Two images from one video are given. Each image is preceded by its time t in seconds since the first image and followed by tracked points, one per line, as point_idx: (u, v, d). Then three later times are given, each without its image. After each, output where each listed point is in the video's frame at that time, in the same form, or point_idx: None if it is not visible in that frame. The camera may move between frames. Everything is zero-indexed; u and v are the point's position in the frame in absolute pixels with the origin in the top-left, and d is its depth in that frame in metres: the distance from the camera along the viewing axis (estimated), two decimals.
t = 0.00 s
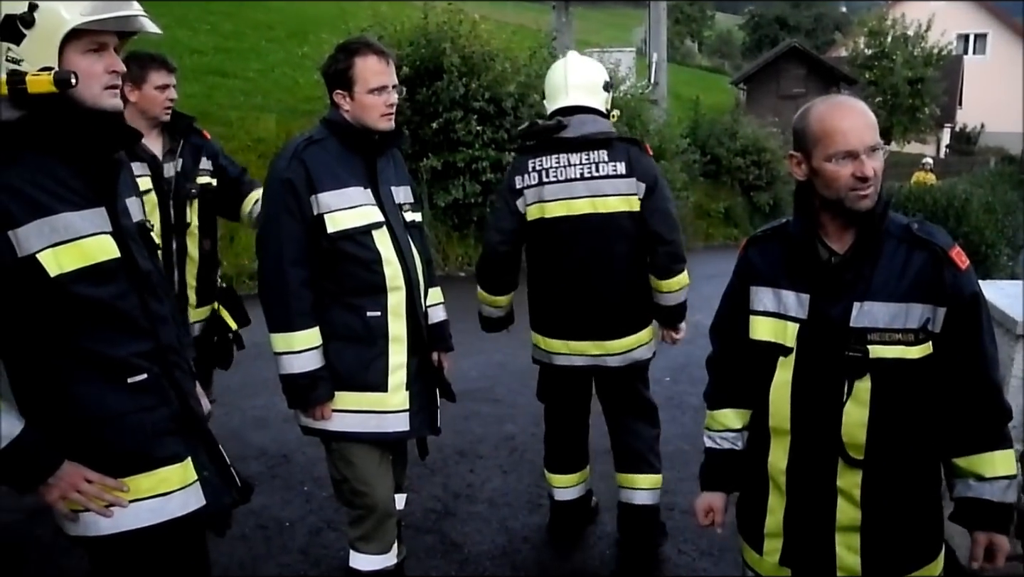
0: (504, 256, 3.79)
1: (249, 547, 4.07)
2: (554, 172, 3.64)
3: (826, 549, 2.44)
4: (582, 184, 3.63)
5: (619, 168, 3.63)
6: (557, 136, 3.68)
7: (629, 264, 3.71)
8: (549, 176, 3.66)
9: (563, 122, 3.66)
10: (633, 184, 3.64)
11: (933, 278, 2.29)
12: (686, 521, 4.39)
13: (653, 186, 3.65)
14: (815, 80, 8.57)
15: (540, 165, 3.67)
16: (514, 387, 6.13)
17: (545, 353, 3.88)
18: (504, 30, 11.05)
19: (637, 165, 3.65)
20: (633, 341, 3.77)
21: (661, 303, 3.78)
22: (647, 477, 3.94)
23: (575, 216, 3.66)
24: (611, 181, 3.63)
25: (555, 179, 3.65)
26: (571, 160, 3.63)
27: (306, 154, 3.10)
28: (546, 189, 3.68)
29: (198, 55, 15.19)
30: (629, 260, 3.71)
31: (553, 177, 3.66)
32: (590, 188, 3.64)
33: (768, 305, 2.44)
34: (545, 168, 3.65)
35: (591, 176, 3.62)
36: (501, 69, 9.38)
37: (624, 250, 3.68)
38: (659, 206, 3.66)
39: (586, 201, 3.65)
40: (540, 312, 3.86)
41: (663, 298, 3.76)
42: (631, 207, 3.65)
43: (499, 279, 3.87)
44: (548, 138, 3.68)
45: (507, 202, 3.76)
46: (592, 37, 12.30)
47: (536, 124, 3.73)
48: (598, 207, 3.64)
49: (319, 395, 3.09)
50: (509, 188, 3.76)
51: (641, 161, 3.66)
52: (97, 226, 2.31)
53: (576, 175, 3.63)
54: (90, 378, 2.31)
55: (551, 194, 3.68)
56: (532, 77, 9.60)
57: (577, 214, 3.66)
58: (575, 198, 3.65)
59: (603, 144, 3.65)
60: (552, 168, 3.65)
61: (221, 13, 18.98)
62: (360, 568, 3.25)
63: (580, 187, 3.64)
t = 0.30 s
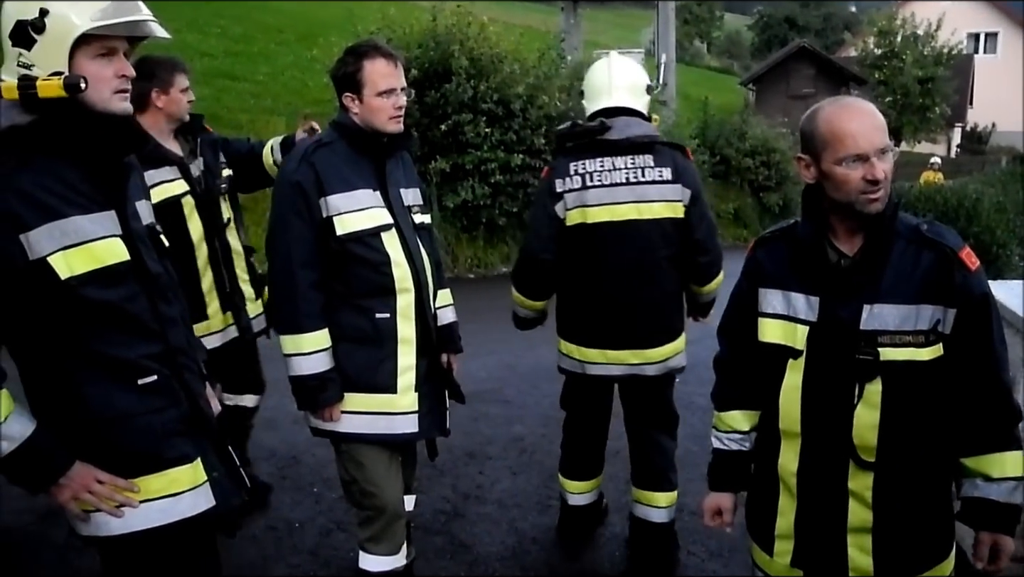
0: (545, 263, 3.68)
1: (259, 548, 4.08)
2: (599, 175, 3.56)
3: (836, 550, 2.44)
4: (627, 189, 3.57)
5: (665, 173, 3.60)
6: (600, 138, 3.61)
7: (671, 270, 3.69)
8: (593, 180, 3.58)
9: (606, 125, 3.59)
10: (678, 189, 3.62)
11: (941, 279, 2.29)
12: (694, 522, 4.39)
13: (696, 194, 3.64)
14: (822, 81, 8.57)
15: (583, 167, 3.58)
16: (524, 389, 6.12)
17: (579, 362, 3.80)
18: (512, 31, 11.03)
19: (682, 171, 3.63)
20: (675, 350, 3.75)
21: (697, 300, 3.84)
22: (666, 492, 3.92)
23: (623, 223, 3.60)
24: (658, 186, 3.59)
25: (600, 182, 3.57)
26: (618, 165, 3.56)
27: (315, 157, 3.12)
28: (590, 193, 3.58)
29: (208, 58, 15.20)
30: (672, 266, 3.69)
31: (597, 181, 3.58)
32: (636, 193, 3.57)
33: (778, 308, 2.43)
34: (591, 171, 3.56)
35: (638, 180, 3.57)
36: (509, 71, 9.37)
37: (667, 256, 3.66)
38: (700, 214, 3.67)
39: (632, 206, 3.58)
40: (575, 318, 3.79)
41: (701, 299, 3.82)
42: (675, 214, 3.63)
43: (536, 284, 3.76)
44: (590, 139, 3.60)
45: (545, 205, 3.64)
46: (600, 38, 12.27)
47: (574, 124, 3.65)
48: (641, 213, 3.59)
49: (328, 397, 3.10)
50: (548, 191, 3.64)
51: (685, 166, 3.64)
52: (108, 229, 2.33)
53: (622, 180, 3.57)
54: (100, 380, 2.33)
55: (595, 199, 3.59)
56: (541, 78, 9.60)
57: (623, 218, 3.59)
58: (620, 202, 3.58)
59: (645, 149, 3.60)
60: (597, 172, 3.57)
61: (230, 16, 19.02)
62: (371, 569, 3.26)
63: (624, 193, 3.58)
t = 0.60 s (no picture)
0: (584, 267, 3.56)
1: (270, 547, 4.10)
2: (642, 178, 3.48)
3: (850, 557, 2.44)
4: (668, 193, 3.49)
5: (708, 181, 3.54)
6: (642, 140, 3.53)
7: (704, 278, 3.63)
8: (637, 181, 3.48)
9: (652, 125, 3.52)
10: (719, 199, 3.57)
11: (960, 286, 2.29)
12: (705, 528, 4.38)
13: (735, 203, 3.60)
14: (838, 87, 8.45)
15: (627, 169, 3.48)
16: (535, 393, 6.13)
17: (608, 369, 3.71)
18: (527, 35, 11.03)
19: (723, 181, 3.58)
20: (704, 358, 3.69)
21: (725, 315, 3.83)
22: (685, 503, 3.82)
23: (666, 228, 3.51)
24: (699, 193, 3.53)
25: (643, 185, 3.48)
26: (661, 169, 3.49)
27: (332, 159, 3.14)
28: (632, 196, 3.48)
29: (225, 60, 15.14)
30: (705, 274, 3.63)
31: (640, 183, 3.48)
32: (678, 199, 3.50)
33: (796, 314, 2.43)
34: (634, 173, 3.48)
35: (678, 186, 3.50)
36: (524, 74, 9.40)
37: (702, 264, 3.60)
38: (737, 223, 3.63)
39: (673, 211, 3.50)
40: (608, 324, 3.70)
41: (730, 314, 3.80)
42: (714, 222, 3.57)
43: (573, 288, 3.62)
44: (636, 140, 3.53)
45: (586, 205, 3.53)
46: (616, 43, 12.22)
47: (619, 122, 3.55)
48: (682, 219, 3.52)
49: (342, 397, 3.12)
50: (589, 191, 3.53)
51: (727, 177, 3.60)
52: (125, 228, 2.35)
53: (665, 184, 3.49)
54: (115, 377, 2.35)
55: (636, 202, 3.49)
56: (555, 82, 9.63)
57: (664, 224, 3.51)
58: (662, 208, 3.50)
59: (687, 154, 3.55)
60: (642, 174, 3.49)
61: (246, 18, 19.12)
62: (381, 569, 3.28)
63: (665, 198, 3.50)
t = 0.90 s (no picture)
0: (616, 269, 3.53)
1: (294, 549, 4.12)
2: (676, 180, 3.47)
3: (880, 564, 2.42)
4: (701, 196, 3.48)
5: (740, 185, 3.54)
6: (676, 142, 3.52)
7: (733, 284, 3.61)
8: (670, 183, 3.47)
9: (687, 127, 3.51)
10: (750, 203, 3.56)
11: (993, 291, 2.29)
12: (729, 532, 4.36)
13: (766, 208, 3.61)
14: (863, 88, 8.39)
15: (660, 172, 3.47)
16: (557, 396, 6.12)
17: (637, 377, 3.67)
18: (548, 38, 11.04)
19: (754, 185, 3.58)
20: (732, 364, 3.69)
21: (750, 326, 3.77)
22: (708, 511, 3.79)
23: (698, 231, 3.50)
24: (731, 197, 3.52)
25: (677, 188, 3.47)
26: (695, 171, 3.49)
27: (354, 162, 3.15)
28: (665, 198, 3.47)
29: (247, 64, 15.18)
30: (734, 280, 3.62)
31: (673, 186, 3.47)
32: (708, 203, 3.49)
33: (826, 319, 2.40)
34: (668, 176, 3.47)
35: (712, 189, 3.49)
36: (546, 78, 9.41)
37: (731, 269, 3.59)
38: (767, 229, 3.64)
39: (704, 214, 3.49)
40: (637, 331, 3.66)
41: (755, 324, 3.76)
42: (746, 226, 3.57)
43: (597, 289, 3.59)
44: (670, 143, 3.52)
45: (617, 206, 3.50)
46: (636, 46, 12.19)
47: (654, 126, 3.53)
48: (714, 222, 3.51)
49: (365, 401, 3.13)
50: (621, 192, 3.51)
51: (757, 182, 3.60)
52: (152, 231, 2.37)
53: (698, 187, 3.48)
54: (140, 379, 2.37)
55: (669, 204, 3.48)
56: (576, 85, 9.64)
57: (696, 227, 3.49)
58: (695, 211, 3.49)
59: (719, 157, 3.55)
60: (676, 177, 3.48)
61: (267, 23, 19.25)
62: (404, 571, 3.29)
63: (696, 201, 3.49)
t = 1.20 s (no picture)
0: (640, 268, 3.52)
1: (313, 543, 4.15)
2: (698, 178, 3.45)
3: (900, 563, 2.41)
4: (722, 194, 3.47)
5: (762, 182, 3.53)
6: (697, 139, 3.50)
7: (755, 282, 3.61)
8: (692, 182, 3.45)
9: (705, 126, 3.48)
10: (772, 200, 3.55)
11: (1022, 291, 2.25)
12: (748, 530, 4.35)
13: (788, 206, 3.59)
14: (883, 84, 9.25)
15: (682, 170, 3.45)
16: (575, 393, 6.12)
17: (658, 375, 3.66)
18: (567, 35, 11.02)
19: (776, 181, 3.57)
20: (754, 361, 3.70)
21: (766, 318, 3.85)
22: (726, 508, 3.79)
23: (721, 228, 3.48)
24: (752, 194, 3.51)
25: (699, 186, 3.45)
26: (716, 170, 3.47)
27: (373, 159, 3.16)
28: (687, 197, 3.45)
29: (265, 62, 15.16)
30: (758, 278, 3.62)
31: (696, 184, 3.45)
32: (729, 201, 3.47)
33: (850, 316, 2.41)
34: (690, 174, 3.45)
35: (733, 186, 3.48)
36: (564, 75, 9.39)
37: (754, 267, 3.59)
38: (790, 225, 3.63)
39: (726, 212, 3.48)
40: (658, 330, 3.66)
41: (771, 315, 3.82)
42: (769, 223, 3.56)
43: (623, 290, 3.58)
44: (692, 140, 3.49)
45: (638, 206, 3.48)
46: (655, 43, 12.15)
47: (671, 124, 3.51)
48: (736, 220, 3.49)
49: (383, 396, 3.15)
50: (642, 192, 3.48)
51: (778, 179, 3.59)
52: (176, 226, 2.39)
53: (720, 185, 3.47)
54: (166, 373, 2.39)
55: (691, 203, 3.45)
56: (595, 82, 9.62)
57: (718, 225, 3.48)
58: (717, 209, 3.47)
59: (741, 155, 3.53)
60: (696, 175, 3.46)
61: (287, 20, 19.30)
62: (423, 567, 3.31)
63: (717, 199, 3.47)
